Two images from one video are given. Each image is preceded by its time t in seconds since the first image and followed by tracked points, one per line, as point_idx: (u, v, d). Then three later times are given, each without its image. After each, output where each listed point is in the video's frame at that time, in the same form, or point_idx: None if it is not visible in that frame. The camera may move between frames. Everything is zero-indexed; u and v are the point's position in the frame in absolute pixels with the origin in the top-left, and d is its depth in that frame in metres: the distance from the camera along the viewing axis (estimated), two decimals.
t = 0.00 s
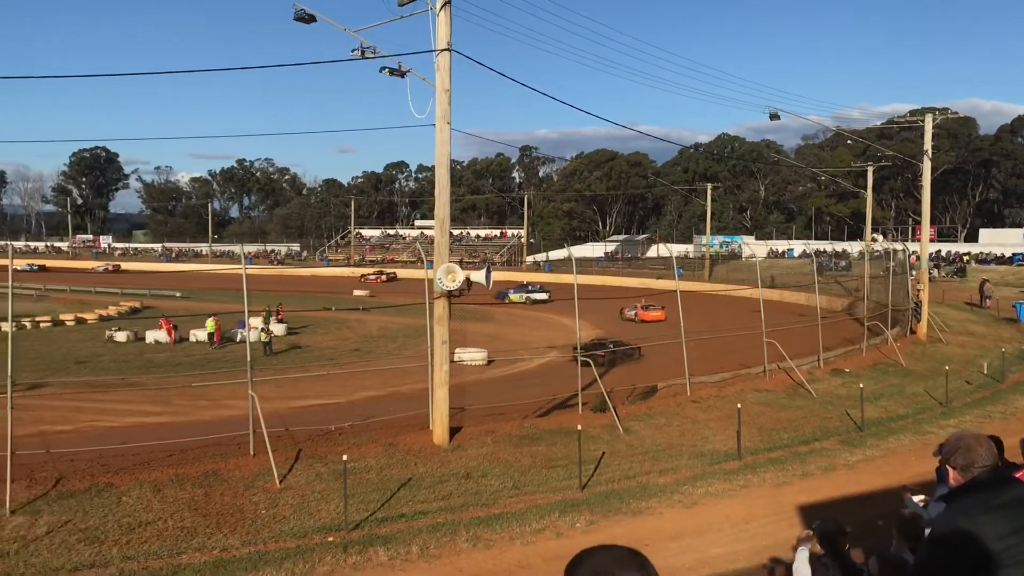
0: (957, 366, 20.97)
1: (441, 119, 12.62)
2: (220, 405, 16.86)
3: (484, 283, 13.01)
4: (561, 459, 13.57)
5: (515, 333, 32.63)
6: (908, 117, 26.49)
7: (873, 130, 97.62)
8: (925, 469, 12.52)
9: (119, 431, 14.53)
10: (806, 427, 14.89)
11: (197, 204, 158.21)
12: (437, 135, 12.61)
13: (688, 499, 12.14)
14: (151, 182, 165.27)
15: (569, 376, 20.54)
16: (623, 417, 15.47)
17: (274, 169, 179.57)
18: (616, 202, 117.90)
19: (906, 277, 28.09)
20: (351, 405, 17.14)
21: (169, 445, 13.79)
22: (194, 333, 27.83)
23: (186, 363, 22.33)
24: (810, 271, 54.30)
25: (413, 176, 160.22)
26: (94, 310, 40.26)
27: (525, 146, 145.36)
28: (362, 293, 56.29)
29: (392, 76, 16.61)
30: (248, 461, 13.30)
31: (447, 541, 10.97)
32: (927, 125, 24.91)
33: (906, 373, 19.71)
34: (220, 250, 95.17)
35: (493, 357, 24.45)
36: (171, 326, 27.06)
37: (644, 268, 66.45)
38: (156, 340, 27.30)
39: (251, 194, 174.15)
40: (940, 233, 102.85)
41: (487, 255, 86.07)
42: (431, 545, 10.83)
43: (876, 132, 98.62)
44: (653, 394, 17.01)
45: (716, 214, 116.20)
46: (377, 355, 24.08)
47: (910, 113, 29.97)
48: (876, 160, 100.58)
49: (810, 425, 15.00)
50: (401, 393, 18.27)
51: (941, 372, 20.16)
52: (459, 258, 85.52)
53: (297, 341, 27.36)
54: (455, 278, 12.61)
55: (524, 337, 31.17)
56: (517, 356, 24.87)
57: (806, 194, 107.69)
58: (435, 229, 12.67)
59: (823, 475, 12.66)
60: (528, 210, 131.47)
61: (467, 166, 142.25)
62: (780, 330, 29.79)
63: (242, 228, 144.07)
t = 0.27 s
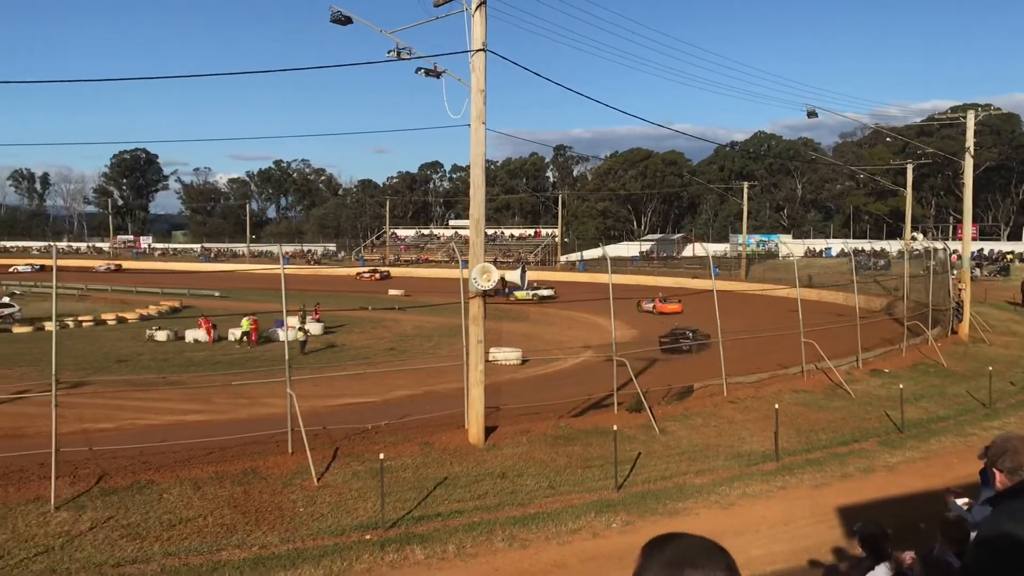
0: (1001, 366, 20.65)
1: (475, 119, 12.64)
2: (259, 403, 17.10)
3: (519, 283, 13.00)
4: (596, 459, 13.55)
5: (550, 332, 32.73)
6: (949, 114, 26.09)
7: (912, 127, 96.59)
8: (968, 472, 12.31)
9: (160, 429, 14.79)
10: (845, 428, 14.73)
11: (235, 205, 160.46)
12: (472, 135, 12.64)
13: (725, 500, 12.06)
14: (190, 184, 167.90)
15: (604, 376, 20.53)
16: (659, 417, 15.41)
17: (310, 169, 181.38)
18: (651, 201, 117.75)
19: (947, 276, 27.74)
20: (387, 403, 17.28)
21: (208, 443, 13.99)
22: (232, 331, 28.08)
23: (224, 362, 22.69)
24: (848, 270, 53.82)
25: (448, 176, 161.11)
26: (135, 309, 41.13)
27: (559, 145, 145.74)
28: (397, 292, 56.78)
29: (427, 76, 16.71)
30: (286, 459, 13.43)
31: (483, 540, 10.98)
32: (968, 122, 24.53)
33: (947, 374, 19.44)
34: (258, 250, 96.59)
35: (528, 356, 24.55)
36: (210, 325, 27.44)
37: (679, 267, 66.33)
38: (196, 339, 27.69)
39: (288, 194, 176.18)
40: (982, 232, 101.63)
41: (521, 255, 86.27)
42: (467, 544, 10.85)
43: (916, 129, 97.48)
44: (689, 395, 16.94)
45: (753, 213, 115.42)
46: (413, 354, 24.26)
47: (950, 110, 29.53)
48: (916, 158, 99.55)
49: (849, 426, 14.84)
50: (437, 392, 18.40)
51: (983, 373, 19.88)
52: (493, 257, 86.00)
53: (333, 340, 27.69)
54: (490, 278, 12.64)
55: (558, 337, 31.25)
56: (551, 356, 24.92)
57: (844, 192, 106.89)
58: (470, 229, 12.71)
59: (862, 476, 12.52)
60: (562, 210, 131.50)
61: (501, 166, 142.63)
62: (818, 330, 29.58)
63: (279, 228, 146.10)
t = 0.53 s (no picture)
0: None
1: (513, 119, 12.64)
2: (298, 403, 17.29)
3: (556, 283, 12.98)
4: (635, 460, 13.50)
5: (588, 333, 32.79)
6: (995, 111, 25.63)
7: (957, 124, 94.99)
8: (1017, 476, 12.05)
9: (201, 427, 15.04)
10: (888, 430, 14.54)
11: (275, 206, 163.01)
12: (510, 135, 12.62)
13: (765, 502, 11.94)
14: (231, 185, 170.86)
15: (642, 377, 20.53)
16: (698, 418, 15.35)
17: (349, 170, 182.98)
18: (689, 200, 117.41)
19: (994, 276, 27.29)
20: (425, 403, 17.40)
21: (248, 441, 14.17)
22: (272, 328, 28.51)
23: (265, 361, 23.08)
24: (891, 270, 53.13)
25: (485, 176, 162.02)
26: (178, 309, 42.05)
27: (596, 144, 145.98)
28: (434, 292, 57.34)
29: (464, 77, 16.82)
30: (326, 457, 13.55)
31: (521, 540, 10.96)
32: (1016, 118, 24.04)
33: (994, 375, 19.11)
34: (297, 250, 98.11)
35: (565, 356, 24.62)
36: (250, 325, 27.83)
37: (718, 267, 66.04)
38: (237, 338, 28.13)
39: (326, 195, 178.33)
40: None
41: (558, 255, 86.46)
42: (505, 543, 10.84)
43: (960, 126, 95.83)
44: (728, 396, 16.83)
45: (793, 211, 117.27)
46: (451, 354, 24.43)
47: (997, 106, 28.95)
48: (962, 155, 97.97)
49: (892, 428, 14.63)
50: (474, 391, 18.51)
51: None
52: (530, 257, 86.43)
53: (371, 340, 28.03)
54: (528, 278, 12.64)
55: (596, 337, 31.28)
56: (588, 356, 24.96)
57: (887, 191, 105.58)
58: (507, 229, 12.72)
59: (905, 479, 12.34)
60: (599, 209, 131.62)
61: (538, 165, 143.08)
62: (861, 331, 29.29)
63: (318, 229, 148.00)
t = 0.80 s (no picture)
0: None
1: (546, 119, 12.69)
2: (332, 402, 17.46)
3: (589, 282, 12.96)
4: (669, 461, 13.46)
5: (622, 334, 32.80)
6: None
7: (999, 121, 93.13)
8: None
9: (237, 425, 15.20)
10: (927, 432, 14.36)
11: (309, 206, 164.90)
12: (543, 135, 12.68)
13: (801, 504, 11.82)
14: (267, 186, 173.21)
15: (676, 378, 20.54)
16: (733, 419, 15.28)
17: (382, 170, 183.88)
18: (724, 199, 116.85)
19: None
20: (459, 403, 17.50)
21: (283, 439, 14.32)
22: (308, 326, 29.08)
23: (299, 360, 23.38)
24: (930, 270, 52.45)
25: (517, 175, 162.65)
26: (215, 308, 42.84)
27: (629, 144, 145.88)
28: (467, 292, 57.77)
29: (498, 77, 16.95)
30: (361, 455, 13.65)
31: (555, 540, 10.94)
32: None
33: None
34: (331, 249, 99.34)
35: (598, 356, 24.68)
36: (285, 323, 28.15)
37: (752, 267, 65.69)
38: (272, 337, 28.64)
39: (360, 195, 179.82)
40: None
41: (591, 254, 86.55)
42: (539, 543, 10.82)
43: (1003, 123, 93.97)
44: (763, 397, 16.74)
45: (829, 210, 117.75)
46: (485, 354, 24.56)
47: None
48: (1004, 153, 96.15)
49: (932, 430, 14.44)
50: (509, 391, 18.58)
51: None
52: (562, 257, 86.67)
53: (403, 340, 28.36)
54: (561, 277, 12.61)
55: (630, 338, 31.30)
56: (620, 356, 24.99)
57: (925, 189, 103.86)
58: (541, 229, 12.69)
59: (945, 482, 12.17)
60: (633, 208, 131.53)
61: (571, 165, 143.44)
62: (900, 332, 29.02)
63: (351, 228, 149.35)
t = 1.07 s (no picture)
0: None
1: (572, 118, 12.71)
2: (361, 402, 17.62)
3: (615, 281, 12.93)
4: (696, 461, 13.43)
5: (649, 334, 32.85)
6: None
7: None
8: None
9: (263, 424, 15.32)
10: (959, 434, 14.23)
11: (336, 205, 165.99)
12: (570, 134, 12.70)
13: (830, 504, 11.71)
14: (294, 185, 174.84)
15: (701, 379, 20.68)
16: (760, 419, 15.24)
17: (408, 169, 183.80)
18: (751, 198, 116.40)
19: None
20: (485, 403, 17.58)
21: (309, 437, 14.42)
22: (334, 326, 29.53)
23: (326, 360, 23.65)
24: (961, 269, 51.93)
25: (542, 174, 162.81)
26: (242, 306, 43.33)
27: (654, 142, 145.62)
28: (492, 292, 58.14)
29: (525, 76, 17.07)
30: (387, 453, 13.74)
31: (581, 539, 10.89)
32: None
33: None
34: (357, 247, 100.07)
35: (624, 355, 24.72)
36: (312, 322, 29.02)
37: (779, 266, 65.41)
38: (300, 335, 29.37)
39: (385, 195, 180.81)
40: None
41: (616, 253, 86.51)
42: (565, 542, 10.76)
43: None
44: (791, 398, 16.70)
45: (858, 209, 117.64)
46: (511, 354, 24.66)
47: None
48: None
49: (963, 432, 14.30)
50: (535, 391, 18.63)
51: None
52: (587, 256, 86.81)
53: (429, 339, 28.70)
54: (587, 277, 12.61)
55: (657, 338, 31.33)
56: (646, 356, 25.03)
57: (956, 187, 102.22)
58: (567, 228, 12.74)
59: (977, 484, 12.02)
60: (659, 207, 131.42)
61: (596, 163, 143.50)
62: (931, 332, 28.81)
63: (377, 227, 150.22)
